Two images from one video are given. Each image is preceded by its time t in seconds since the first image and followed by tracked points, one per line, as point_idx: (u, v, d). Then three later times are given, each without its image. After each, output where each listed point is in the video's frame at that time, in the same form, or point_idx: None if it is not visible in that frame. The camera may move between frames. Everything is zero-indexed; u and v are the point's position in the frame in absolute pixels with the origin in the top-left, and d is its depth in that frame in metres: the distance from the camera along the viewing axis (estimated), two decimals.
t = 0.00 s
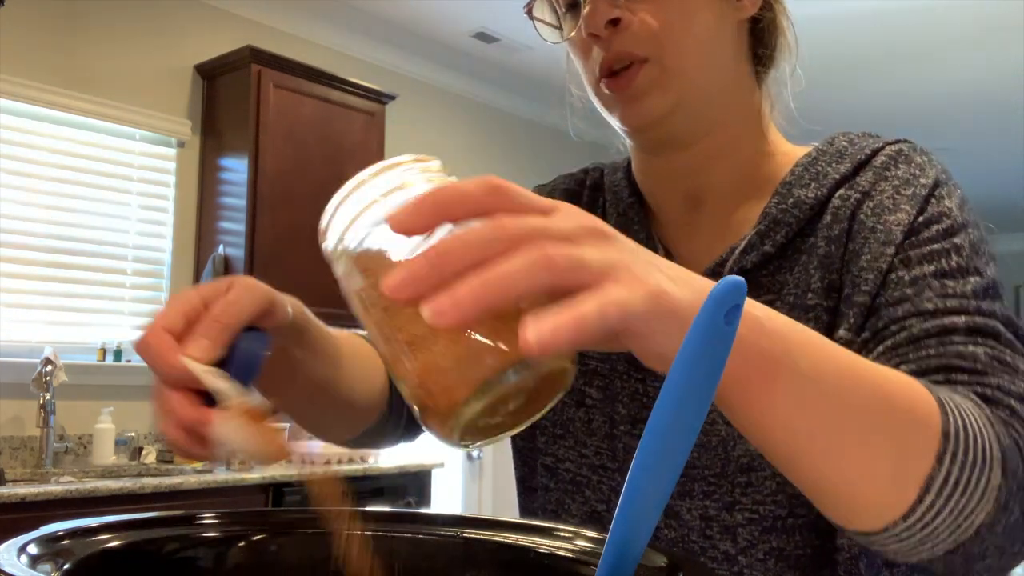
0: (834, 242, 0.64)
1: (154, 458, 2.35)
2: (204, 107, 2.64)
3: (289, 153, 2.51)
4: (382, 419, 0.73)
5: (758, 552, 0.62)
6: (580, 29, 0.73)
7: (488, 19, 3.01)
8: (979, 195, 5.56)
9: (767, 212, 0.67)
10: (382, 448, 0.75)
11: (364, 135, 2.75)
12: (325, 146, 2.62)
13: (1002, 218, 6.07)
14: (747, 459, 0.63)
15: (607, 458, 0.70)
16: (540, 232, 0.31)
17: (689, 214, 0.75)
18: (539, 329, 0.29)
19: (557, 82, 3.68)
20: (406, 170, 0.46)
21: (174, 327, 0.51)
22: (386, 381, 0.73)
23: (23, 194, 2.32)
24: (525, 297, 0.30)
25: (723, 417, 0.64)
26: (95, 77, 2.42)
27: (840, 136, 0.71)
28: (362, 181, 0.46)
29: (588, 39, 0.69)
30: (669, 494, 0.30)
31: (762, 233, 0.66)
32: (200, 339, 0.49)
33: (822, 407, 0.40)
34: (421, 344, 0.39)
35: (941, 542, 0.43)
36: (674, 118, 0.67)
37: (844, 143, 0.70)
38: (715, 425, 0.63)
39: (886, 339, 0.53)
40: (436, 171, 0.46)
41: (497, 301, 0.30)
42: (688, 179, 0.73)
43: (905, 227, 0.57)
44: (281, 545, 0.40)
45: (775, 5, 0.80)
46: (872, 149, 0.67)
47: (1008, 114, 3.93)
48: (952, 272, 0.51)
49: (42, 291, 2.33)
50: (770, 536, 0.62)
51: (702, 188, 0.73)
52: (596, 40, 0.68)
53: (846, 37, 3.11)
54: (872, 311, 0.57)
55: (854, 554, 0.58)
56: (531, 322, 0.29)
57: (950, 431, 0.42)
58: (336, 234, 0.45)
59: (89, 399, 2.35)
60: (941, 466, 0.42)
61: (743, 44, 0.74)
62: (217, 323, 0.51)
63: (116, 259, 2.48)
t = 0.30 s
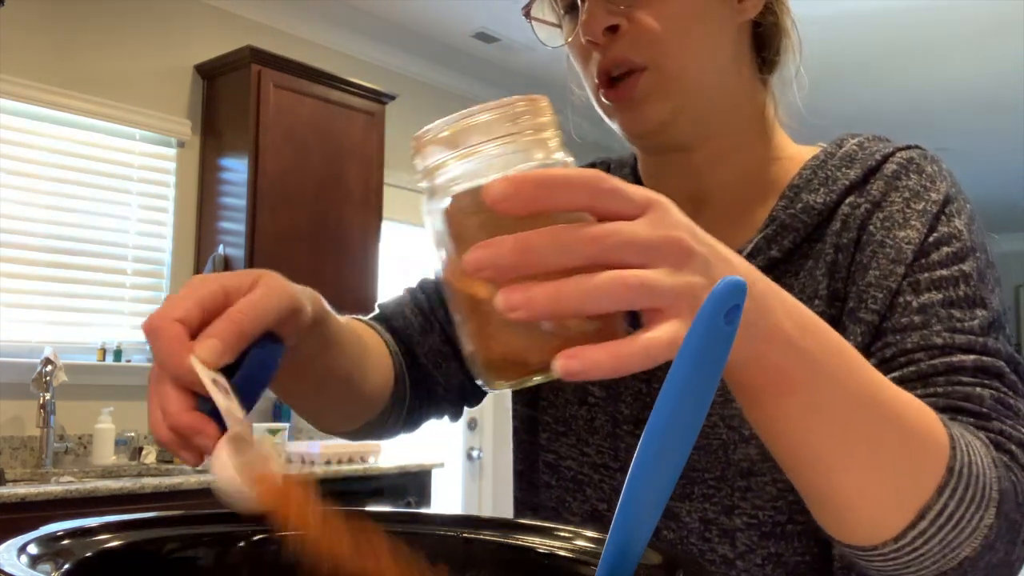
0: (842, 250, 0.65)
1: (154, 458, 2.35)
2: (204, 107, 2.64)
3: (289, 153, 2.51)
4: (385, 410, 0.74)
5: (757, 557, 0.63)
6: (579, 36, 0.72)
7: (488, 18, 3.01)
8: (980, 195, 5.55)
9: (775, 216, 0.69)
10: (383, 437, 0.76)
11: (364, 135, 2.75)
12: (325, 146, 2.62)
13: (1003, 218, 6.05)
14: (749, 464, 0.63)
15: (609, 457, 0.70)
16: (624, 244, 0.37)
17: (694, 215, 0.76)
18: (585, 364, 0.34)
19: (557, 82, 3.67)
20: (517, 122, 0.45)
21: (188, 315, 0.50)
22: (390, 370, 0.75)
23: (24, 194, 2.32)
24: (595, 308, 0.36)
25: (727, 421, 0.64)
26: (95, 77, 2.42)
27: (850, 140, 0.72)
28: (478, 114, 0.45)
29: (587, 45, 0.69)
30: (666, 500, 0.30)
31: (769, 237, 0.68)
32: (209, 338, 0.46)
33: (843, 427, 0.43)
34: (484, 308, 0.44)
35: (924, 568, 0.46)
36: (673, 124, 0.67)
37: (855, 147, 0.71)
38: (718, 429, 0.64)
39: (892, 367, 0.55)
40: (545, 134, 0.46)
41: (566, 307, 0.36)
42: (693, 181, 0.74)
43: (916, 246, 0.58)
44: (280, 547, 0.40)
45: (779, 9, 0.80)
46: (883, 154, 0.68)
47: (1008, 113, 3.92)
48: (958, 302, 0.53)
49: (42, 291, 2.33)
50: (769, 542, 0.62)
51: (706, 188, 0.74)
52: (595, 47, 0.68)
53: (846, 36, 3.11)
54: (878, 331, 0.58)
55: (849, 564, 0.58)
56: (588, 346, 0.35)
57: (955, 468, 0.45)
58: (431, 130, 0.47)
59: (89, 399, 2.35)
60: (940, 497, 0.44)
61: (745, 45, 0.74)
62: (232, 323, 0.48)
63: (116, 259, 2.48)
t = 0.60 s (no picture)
0: (855, 252, 0.66)
1: (154, 458, 2.35)
2: (204, 107, 2.64)
3: (289, 153, 2.51)
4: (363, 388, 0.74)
5: (769, 557, 0.63)
6: (593, 32, 0.72)
7: (487, 18, 3.01)
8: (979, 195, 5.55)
9: (787, 217, 0.69)
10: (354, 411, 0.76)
11: (364, 135, 2.75)
12: (325, 146, 2.62)
13: (1002, 218, 6.05)
14: (761, 464, 0.64)
15: (615, 456, 0.70)
16: (686, 254, 0.38)
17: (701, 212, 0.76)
18: (652, 371, 0.34)
19: (557, 82, 3.67)
20: (564, 134, 0.46)
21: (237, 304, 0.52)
22: (376, 356, 0.75)
23: (23, 194, 2.32)
24: (660, 317, 0.37)
25: (739, 420, 0.65)
26: (94, 77, 2.42)
27: (859, 140, 0.73)
28: (520, 129, 0.46)
29: (604, 44, 0.69)
30: (666, 498, 0.30)
31: (782, 237, 0.68)
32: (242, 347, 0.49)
33: (876, 434, 0.44)
34: (539, 320, 0.44)
35: None
36: (692, 124, 0.67)
37: (864, 148, 0.71)
38: (729, 429, 0.65)
39: (912, 373, 0.55)
40: (592, 144, 0.47)
41: (631, 315, 0.37)
42: (704, 181, 0.74)
43: (931, 250, 0.59)
44: (281, 545, 0.40)
45: (794, 9, 0.80)
46: (894, 156, 0.69)
47: (1007, 112, 3.92)
48: (975, 307, 0.54)
49: (42, 291, 2.33)
50: (782, 542, 0.63)
51: (715, 188, 0.74)
52: (613, 45, 0.68)
53: (846, 36, 3.11)
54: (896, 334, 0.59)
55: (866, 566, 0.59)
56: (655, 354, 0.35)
57: (987, 478, 0.45)
58: (478, 147, 0.48)
59: (89, 398, 2.35)
60: (966, 509, 0.45)
61: (762, 46, 0.74)
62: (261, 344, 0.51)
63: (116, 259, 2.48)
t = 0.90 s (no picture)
0: (856, 252, 0.66)
1: (154, 458, 2.35)
2: (204, 107, 2.64)
3: (289, 153, 2.51)
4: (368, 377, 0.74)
5: (767, 559, 0.63)
6: (598, 32, 0.72)
7: (488, 18, 3.01)
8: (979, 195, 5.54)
9: (789, 217, 0.69)
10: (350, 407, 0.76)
11: (364, 135, 2.75)
12: (325, 147, 2.62)
13: (1003, 217, 6.04)
14: (759, 465, 0.64)
15: (616, 456, 0.70)
16: (646, 264, 0.37)
17: (709, 215, 0.76)
18: (611, 376, 0.36)
19: (557, 82, 3.67)
20: (526, 151, 0.47)
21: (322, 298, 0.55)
22: (375, 352, 0.74)
23: (24, 194, 2.32)
24: (619, 328, 0.37)
25: (738, 422, 0.65)
26: (95, 77, 2.42)
27: (864, 141, 0.73)
28: (486, 147, 0.47)
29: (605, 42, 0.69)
30: (665, 499, 0.30)
31: (783, 238, 0.68)
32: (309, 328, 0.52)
33: (858, 440, 0.44)
34: (504, 333, 0.45)
35: None
36: (696, 125, 0.67)
37: (869, 148, 0.71)
38: (729, 430, 0.65)
39: (907, 375, 0.55)
40: (554, 163, 0.48)
41: (592, 327, 0.37)
42: (707, 183, 0.74)
43: (931, 251, 0.59)
44: (280, 545, 0.40)
45: (801, 13, 0.80)
46: (897, 156, 0.69)
47: (1008, 112, 3.92)
48: (973, 309, 0.54)
49: (42, 291, 2.33)
50: (780, 544, 0.63)
51: (717, 191, 0.74)
52: (614, 43, 0.68)
53: (846, 36, 3.10)
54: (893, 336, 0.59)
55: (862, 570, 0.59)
56: (613, 360, 0.36)
57: (969, 485, 0.45)
58: (444, 168, 0.49)
59: (90, 398, 2.35)
60: (951, 517, 0.45)
61: (767, 47, 0.74)
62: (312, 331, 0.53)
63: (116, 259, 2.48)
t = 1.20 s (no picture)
0: (858, 251, 0.66)
1: (154, 458, 2.35)
2: (204, 107, 2.64)
3: (289, 153, 2.51)
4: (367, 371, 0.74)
5: (770, 559, 0.63)
6: (597, 29, 0.72)
7: (488, 18, 3.01)
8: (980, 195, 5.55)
9: (791, 216, 0.69)
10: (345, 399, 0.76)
11: (364, 135, 2.75)
12: (325, 147, 2.62)
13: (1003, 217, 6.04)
14: (763, 465, 0.64)
15: (618, 456, 0.70)
16: (641, 267, 0.37)
17: (712, 215, 0.76)
18: (598, 380, 0.36)
19: (557, 82, 3.67)
20: (529, 147, 0.47)
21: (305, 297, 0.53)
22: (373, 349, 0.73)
23: (23, 195, 2.32)
24: (612, 331, 0.37)
25: (741, 422, 0.65)
26: (95, 77, 2.42)
27: (866, 140, 0.73)
28: (487, 143, 0.47)
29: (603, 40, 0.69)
30: (664, 499, 0.30)
31: (785, 237, 0.68)
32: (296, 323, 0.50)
33: (858, 440, 0.44)
34: (505, 330, 0.44)
35: None
36: (693, 124, 0.66)
37: (871, 147, 0.71)
38: (732, 430, 0.65)
39: (907, 374, 0.55)
40: (556, 158, 0.48)
41: (585, 327, 0.37)
42: (709, 183, 0.74)
43: (932, 250, 0.59)
44: (281, 546, 0.40)
45: (801, 13, 0.80)
46: (899, 155, 0.69)
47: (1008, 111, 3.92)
48: (973, 308, 0.54)
49: (42, 291, 2.33)
50: (784, 543, 0.63)
51: (719, 190, 0.74)
52: (612, 41, 0.68)
53: (847, 35, 3.10)
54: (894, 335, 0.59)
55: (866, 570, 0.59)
56: (601, 364, 0.36)
57: (969, 482, 0.45)
58: (447, 161, 0.49)
59: (90, 398, 2.35)
60: (953, 515, 0.45)
61: (767, 46, 0.74)
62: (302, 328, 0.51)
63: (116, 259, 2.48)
